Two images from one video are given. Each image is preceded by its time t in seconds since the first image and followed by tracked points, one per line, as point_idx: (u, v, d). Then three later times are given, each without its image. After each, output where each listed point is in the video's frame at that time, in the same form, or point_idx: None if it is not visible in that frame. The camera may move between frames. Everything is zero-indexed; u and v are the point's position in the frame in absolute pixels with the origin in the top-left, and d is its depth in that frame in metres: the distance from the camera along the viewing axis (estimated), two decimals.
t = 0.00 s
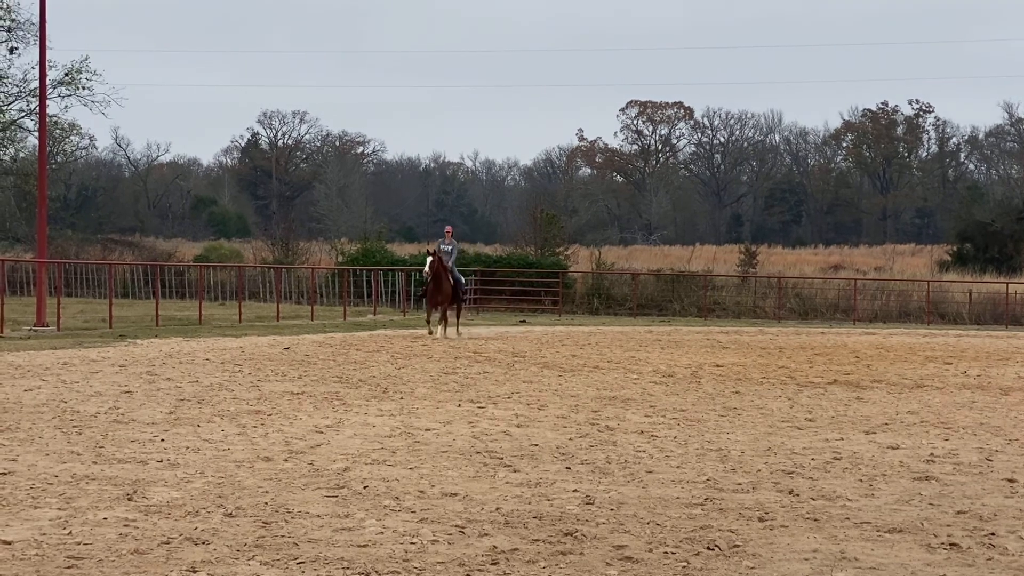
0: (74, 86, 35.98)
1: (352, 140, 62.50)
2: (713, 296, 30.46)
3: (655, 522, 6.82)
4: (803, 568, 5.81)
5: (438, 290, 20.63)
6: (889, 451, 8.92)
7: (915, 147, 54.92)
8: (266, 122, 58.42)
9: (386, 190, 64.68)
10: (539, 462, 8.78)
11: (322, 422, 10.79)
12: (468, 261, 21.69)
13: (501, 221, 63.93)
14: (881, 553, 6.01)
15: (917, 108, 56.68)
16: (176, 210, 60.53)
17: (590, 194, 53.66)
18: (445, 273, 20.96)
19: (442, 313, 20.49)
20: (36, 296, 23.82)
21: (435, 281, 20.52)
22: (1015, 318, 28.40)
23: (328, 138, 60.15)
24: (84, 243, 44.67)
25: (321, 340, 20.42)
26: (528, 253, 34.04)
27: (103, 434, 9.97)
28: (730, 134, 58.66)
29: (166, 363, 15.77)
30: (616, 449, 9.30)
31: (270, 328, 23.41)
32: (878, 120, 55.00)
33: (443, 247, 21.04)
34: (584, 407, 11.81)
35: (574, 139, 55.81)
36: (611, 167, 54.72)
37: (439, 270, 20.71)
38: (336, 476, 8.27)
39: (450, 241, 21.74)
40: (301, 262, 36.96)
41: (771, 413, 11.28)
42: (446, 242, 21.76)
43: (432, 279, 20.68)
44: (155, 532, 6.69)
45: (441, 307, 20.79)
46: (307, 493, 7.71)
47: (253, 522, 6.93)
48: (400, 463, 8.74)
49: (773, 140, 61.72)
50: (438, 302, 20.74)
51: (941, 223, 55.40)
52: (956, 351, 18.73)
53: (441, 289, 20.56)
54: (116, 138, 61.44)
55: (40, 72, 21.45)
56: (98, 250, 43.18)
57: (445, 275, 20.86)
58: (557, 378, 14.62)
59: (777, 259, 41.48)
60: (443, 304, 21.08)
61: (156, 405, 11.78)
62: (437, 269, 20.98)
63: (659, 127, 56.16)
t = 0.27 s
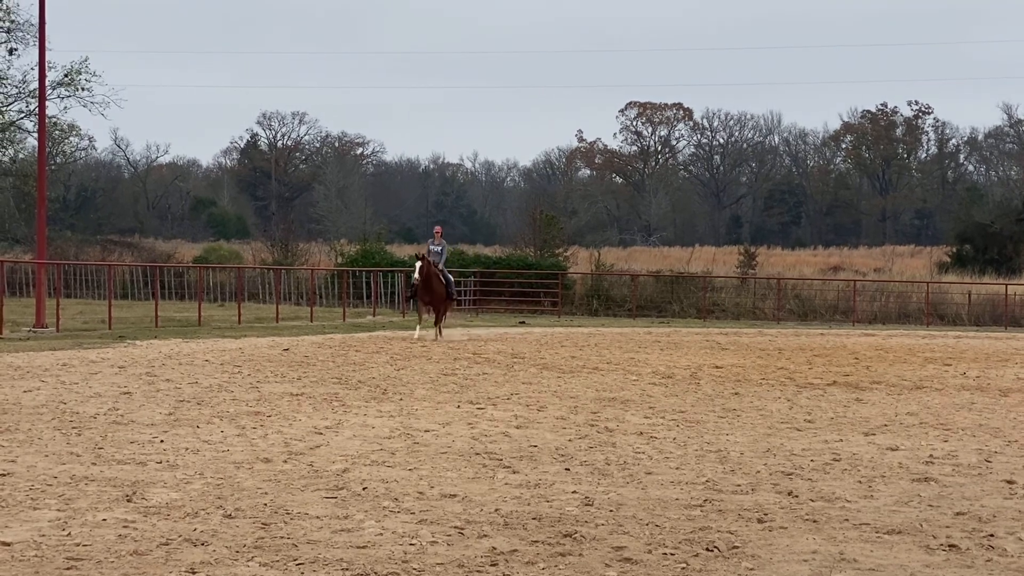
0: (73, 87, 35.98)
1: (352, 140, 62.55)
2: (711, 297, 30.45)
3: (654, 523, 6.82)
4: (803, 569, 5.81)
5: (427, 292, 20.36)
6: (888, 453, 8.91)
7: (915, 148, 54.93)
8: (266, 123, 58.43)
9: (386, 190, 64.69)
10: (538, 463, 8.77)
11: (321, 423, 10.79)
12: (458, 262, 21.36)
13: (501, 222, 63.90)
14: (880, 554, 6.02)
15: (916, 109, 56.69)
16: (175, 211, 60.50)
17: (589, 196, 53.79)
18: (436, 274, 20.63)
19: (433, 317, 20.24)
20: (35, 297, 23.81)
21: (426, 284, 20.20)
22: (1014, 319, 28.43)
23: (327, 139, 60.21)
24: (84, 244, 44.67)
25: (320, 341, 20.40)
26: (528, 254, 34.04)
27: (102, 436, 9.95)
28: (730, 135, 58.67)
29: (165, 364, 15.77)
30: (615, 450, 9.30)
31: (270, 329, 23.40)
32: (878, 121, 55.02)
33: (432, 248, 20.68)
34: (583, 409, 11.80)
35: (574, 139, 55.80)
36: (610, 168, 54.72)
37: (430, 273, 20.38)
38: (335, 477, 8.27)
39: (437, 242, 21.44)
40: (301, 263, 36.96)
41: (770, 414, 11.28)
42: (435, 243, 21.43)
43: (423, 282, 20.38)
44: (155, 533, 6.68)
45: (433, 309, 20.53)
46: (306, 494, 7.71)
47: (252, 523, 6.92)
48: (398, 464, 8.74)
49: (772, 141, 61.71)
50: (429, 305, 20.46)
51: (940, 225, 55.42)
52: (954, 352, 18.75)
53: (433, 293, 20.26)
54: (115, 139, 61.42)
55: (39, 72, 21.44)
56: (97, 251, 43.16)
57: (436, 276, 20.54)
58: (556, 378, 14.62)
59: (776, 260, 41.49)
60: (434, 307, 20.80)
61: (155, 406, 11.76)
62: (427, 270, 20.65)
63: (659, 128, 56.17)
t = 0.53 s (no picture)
0: (71, 88, 35.95)
1: (349, 142, 62.59)
2: (709, 299, 30.45)
3: (650, 525, 6.83)
4: (800, 570, 5.81)
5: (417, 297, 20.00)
6: (885, 454, 8.92)
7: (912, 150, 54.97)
8: (263, 124, 58.48)
9: (383, 191, 64.66)
10: (535, 464, 8.76)
11: (319, 424, 10.78)
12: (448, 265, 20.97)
13: (498, 223, 63.89)
14: (877, 555, 6.02)
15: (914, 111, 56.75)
16: (173, 212, 60.45)
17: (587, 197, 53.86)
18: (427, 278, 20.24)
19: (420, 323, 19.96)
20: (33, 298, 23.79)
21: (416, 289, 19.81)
22: (1011, 321, 28.48)
23: (325, 141, 60.27)
24: (81, 245, 44.63)
25: (318, 342, 20.38)
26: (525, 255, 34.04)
27: (99, 437, 9.94)
28: (727, 137, 58.71)
29: (162, 365, 15.74)
30: (612, 451, 9.30)
31: (267, 330, 23.39)
32: (875, 123, 55.10)
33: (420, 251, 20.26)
34: (580, 410, 11.80)
35: (571, 141, 55.84)
36: (608, 170, 54.85)
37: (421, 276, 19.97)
38: (332, 478, 8.26)
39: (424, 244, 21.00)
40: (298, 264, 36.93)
41: (767, 415, 11.28)
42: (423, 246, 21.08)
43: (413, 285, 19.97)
44: (152, 534, 6.67)
45: (419, 312, 20.23)
46: (303, 495, 7.70)
47: (250, 525, 6.92)
48: (395, 465, 8.73)
49: (770, 143, 61.74)
50: (415, 307, 20.14)
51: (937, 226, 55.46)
52: (951, 354, 18.76)
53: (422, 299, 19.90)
54: (112, 140, 61.41)
55: (36, 73, 21.41)
56: (94, 252, 43.11)
57: (426, 278, 20.14)
58: (553, 380, 14.62)
59: (773, 261, 41.51)
60: (421, 308, 20.50)
61: (152, 408, 11.75)
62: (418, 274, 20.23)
63: (656, 130, 56.20)
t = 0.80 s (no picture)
0: (67, 88, 35.91)
1: (345, 143, 62.62)
2: (705, 300, 30.47)
3: (647, 526, 6.82)
4: (796, 572, 5.81)
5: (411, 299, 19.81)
6: (881, 455, 8.93)
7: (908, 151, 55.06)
8: (260, 125, 58.57)
9: (380, 191, 64.62)
10: (531, 465, 8.76)
11: (315, 425, 10.77)
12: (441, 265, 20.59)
13: (495, 224, 63.93)
14: (873, 556, 6.02)
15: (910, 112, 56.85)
16: (169, 213, 60.41)
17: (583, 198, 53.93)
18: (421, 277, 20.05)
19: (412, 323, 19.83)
20: (28, 299, 23.75)
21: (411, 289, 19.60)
22: (1007, 322, 28.57)
23: (321, 142, 60.35)
24: (77, 246, 44.56)
25: (314, 343, 20.36)
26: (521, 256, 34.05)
27: (95, 438, 9.93)
28: (723, 138, 58.80)
29: (159, 367, 15.71)
30: (608, 452, 9.30)
31: (263, 331, 23.37)
32: (871, 124, 55.23)
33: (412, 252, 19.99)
34: (577, 411, 11.80)
35: (567, 142, 55.96)
36: (603, 171, 55.05)
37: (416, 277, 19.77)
38: (328, 479, 8.25)
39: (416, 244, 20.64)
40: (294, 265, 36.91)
41: (763, 416, 11.29)
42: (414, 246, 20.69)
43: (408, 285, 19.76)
44: (148, 535, 6.65)
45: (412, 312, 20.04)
46: (299, 496, 7.69)
47: (246, 526, 6.91)
48: (392, 466, 8.72)
49: (766, 144, 61.81)
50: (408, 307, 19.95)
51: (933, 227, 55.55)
52: (947, 355, 18.79)
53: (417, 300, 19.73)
54: (108, 141, 61.37)
55: (32, 74, 21.39)
56: (90, 253, 43.02)
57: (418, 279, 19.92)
58: (550, 381, 14.62)
59: (769, 262, 41.56)
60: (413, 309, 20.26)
61: (149, 409, 11.74)
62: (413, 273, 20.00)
63: (652, 131, 56.26)
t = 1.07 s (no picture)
0: (61, 89, 35.82)
1: (340, 143, 62.58)
2: (700, 300, 30.48)
3: (641, 526, 6.82)
4: (790, 573, 5.82)
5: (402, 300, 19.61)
6: (876, 456, 8.94)
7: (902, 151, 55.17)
8: (254, 126, 58.51)
9: (374, 192, 64.56)
10: (526, 466, 8.76)
11: (309, 426, 10.75)
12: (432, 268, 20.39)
13: (489, 225, 63.93)
14: (868, 557, 6.03)
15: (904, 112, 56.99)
16: (164, 214, 60.27)
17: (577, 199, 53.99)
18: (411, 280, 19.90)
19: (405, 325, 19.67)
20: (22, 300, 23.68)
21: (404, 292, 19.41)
22: (1001, 322, 28.65)
23: (316, 143, 60.33)
24: (72, 246, 44.45)
25: (308, 344, 20.33)
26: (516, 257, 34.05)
27: (90, 439, 9.90)
28: (718, 138, 58.88)
29: (153, 368, 15.67)
30: (603, 453, 9.30)
31: (258, 332, 23.33)
32: (865, 125, 55.39)
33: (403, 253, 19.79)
34: (571, 412, 11.80)
35: (562, 143, 56.13)
36: (598, 172, 55.27)
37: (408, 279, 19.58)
38: (323, 480, 8.24)
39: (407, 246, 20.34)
40: (289, 266, 36.86)
41: (758, 417, 11.30)
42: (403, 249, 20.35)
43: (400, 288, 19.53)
44: (143, 536, 6.64)
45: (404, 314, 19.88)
46: (294, 497, 7.68)
47: (240, 527, 6.89)
48: (386, 468, 8.71)
49: (760, 144, 61.89)
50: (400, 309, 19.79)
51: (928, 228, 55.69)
52: (942, 356, 18.82)
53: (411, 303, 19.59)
54: (103, 141, 61.22)
55: (27, 74, 21.34)
56: (85, 254, 42.91)
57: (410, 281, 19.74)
58: (545, 382, 14.62)
59: (763, 262, 41.67)
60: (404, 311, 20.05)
61: (143, 410, 11.71)
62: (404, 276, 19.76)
63: (647, 132, 56.32)
